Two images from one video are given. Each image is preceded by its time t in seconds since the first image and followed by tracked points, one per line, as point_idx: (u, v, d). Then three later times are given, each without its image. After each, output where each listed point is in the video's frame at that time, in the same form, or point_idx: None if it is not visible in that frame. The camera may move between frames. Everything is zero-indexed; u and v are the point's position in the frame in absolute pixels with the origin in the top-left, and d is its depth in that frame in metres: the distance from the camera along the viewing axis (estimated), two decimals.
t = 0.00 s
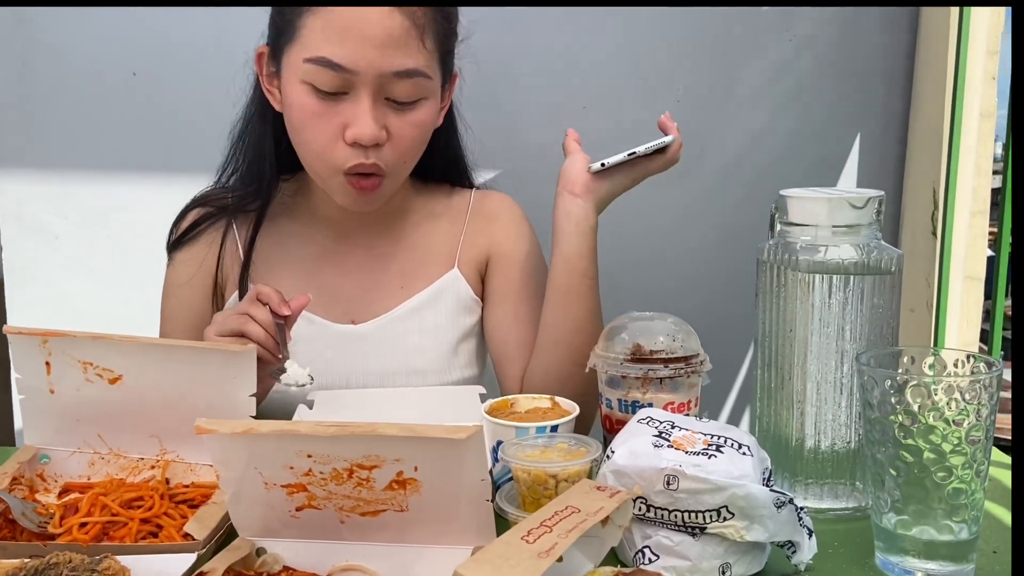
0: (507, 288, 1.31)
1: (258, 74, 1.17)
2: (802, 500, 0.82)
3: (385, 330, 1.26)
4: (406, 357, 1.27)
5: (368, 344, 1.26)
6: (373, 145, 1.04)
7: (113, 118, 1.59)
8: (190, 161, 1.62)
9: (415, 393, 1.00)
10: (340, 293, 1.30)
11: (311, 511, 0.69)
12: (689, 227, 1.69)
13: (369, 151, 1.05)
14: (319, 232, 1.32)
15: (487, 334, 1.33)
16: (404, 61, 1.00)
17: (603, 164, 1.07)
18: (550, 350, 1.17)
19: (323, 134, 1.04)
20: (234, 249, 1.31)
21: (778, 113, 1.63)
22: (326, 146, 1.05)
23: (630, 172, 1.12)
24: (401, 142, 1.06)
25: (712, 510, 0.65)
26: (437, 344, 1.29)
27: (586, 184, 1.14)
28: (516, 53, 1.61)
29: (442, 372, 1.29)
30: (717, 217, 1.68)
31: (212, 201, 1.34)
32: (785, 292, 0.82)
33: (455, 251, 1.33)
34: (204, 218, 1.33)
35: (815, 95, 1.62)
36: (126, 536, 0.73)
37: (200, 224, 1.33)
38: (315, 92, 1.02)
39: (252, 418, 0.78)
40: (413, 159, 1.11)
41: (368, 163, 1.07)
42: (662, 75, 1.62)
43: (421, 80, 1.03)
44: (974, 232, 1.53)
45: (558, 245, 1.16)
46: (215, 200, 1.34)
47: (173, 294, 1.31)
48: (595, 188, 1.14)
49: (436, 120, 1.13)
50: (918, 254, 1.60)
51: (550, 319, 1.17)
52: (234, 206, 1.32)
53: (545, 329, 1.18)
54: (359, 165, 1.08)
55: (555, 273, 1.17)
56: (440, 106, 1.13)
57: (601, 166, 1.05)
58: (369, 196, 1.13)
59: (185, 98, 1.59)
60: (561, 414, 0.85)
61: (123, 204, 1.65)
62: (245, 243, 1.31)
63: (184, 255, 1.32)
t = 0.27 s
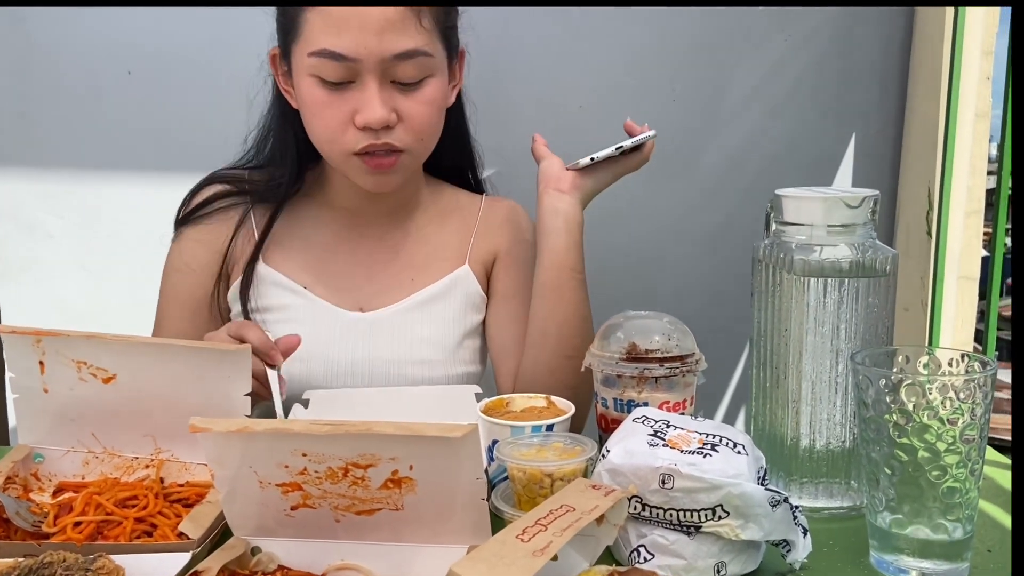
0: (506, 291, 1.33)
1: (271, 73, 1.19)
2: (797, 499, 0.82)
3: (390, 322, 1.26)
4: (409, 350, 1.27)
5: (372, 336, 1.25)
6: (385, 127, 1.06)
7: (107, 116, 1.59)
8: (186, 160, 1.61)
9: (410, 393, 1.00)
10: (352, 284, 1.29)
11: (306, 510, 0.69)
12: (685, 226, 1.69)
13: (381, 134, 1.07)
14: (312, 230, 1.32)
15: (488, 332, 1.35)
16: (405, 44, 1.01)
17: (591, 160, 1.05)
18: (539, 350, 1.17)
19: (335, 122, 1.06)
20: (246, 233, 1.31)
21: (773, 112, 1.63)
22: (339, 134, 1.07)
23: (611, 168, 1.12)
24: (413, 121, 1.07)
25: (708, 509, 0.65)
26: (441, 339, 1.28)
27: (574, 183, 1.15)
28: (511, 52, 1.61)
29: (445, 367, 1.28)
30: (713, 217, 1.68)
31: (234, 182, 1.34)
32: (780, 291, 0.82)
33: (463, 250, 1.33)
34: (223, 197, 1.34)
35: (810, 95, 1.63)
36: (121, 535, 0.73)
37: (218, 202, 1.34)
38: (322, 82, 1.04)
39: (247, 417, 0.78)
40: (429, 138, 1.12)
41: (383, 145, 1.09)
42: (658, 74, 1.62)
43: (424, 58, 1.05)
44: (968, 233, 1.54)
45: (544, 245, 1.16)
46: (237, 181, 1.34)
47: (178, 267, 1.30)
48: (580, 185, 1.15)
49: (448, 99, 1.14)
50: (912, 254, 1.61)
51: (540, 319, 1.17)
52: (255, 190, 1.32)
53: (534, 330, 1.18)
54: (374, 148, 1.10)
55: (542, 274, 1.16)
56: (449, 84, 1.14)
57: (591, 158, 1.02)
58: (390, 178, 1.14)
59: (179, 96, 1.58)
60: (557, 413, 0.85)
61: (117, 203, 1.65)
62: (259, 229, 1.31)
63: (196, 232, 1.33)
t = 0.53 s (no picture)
0: (513, 292, 1.33)
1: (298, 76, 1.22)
2: (795, 498, 0.83)
3: (405, 317, 1.27)
4: (422, 345, 1.27)
5: (386, 329, 1.26)
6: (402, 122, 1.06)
7: (104, 114, 1.59)
8: (182, 158, 1.61)
9: (407, 392, 1.00)
10: (370, 276, 1.30)
11: (305, 508, 0.69)
12: (682, 225, 1.69)
13: (399, 128, 1.07)
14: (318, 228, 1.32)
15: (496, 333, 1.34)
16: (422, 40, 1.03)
17: (607, 160, 1.06)
18: (539, 347, 1.16)
19: (354, 117, 1.07)
20: (273, 220, 1.33)
21: (770, 112, 1.64)
22: (358, 129, 1.08)
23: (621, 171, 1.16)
24: (431, 116, 1.08)
25: (706, 506, 0.65)
26: (453, 336, 1.29)
27: (586, 182, 1.17)
28: (509, 51, 1.61)
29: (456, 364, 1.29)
30: (709, 216, 1.69)
31: (266, 168, 1.36)
32: (778, 289, 0.83)
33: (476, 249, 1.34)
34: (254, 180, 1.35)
35: (807, 95, 1.63)
36: (119, 533, 0.73)
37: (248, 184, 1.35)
38: (342, 78, 1.06)
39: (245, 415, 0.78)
40: (448, 135, 1.12)
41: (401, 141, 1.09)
42: (655, 73, 1.62)
43: (441, 54, 1.06)
44: (964, 233, 1.54)
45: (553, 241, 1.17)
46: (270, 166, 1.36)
47: (198, 243, 1.30)
48: (592, 184, 1.17)
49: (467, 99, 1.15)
50: (908, 254, 1.61)
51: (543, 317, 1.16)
52: (287, 179, 1.34)
53: (535, 328, 1.17)
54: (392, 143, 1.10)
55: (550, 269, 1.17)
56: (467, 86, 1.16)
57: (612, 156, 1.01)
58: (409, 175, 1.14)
59: (176, 94, 1.58)
60: (555, 412, 0.85)
61: (113, 202, 1.64)
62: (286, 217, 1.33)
63: (223, 209, 1.34)
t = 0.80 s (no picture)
0: (520, 292, 1.32)
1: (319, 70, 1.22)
2: (789, 497, 0.83)
3: (419, 312, 1.27)
4: (436, 342, 1.28)
5: (401, 324, 1.26)
6: (413, 116, 1.07)
7: (100, 114, 1.58)
8: (178, 158, 1.61)
9: (404, 392, 1.00)
10: (383, 271, 1.31)
11: (302, 507, 0.69)
12: (678, 226, 1.70)
13: (411, 123, 1.08)
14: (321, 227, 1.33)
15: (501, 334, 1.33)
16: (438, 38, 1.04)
17: (621, 165, 1.07)
18: (543, 346, 1.16)
19: (368, 109, 1.08)
20: (291, 213, 1.33)
21: (766, 113, 1.64)
22: (371, 122, 1.09)
23: (639, 177, 1.17)
24: (442, 112, 1.09)
25: (701, 506, 0.65)
26: (466, 334, 1.29)
27: (600, 185, 1.17)
28: (506, 51, 1.61)
29: (468, 361, 1.29)
30: (705, 217, 1.69)
31: (286, 163, 1.37)
32: (773, 290, 0.83)
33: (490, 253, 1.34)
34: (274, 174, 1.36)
35: (802, 96, 1.64)
36: (116, 532, 0.74)
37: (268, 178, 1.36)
38: (359, 71, 1.07)
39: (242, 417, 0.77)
40: (458, 131, 1.13)
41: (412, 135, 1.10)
42: (651, 74, 1.62)
43: (455, 52, 1.07)
44: (958, 233, 1.54)
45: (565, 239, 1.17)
46: (290, 161, 1.37)
47: (218, 237, 1.31)
48: (606, 188, 1.17)
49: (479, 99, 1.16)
50: (903, 255, 1.61)
51: (550, 317, 1.17)
52: (306, 172, 1.35)
53: (541, 328, 1.17)
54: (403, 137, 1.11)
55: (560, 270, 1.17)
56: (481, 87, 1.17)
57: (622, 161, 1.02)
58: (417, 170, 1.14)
59: (172, 93, 1.58)
60: (552, 411, 0.86)
61: (109, 201, 1.64)
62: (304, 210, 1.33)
63: (243, 203, 1.35)
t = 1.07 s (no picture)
0: (525, 293, 1.32)
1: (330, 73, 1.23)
2: (784, 498, 0.83)
3: (424, 311, 1.27)
4: (440, 341, 1.27)
5: (406, 322, 1.26)
6: (423, 117, 1.07)
7: (97, 113, 1.58)
8: (176, 157, 1.61)
9: (400, 391, 1.00)
10: (389, 269, 1.31)
11: (298, 506, 0.69)
12: (674, 227, 1.70)
13: (422, 123, 1.08)
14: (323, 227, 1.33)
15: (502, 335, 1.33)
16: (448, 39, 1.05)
17: (628, 168, 1.07)
18: (545, 346, 1.16)
19: (379, 110, 1.08)
20: (299, 212, 1.34)
21: (762, 115, 1.65)
22: (382, 123, 1.09)
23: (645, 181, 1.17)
24: (453, 113, 1.09)
25: (696, 506, 0.65)
26: (470, 334, 1.29)
27: (605, 188, 1.18)
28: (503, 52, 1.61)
29: (471, 362, 1.29)
30: (702, 218, 1.70)
31: (294, 163, 1.38)
32: (768, 291, 0.83)
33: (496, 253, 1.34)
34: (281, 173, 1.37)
35: (798, 98, 1.64)
36: (112, 532, 0.74)
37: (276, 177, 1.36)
38: (370, 72, 1.07)
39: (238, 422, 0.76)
40: (469, 133, 1.13)
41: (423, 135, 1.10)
42: (648, 76, 1.62)
43: (465, 54, 1.07)
44: (953, 235, 1.56)
45: (570, 241, 1.18)
46: (299, 161, 1.38)
47: (226, 236, 1.32)
48: (612, 191, 1.17)
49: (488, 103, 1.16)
50: (898, 256, 1.61)
51: (553, 318, 1.17)
52: (315, 173, 1.36)
53: (544, 329, 1.17)
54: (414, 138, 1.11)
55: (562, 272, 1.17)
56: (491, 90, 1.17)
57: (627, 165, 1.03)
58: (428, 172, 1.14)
59: (169, 93, 1.58)
60: (547, 412, 0.86)
61: (105, 201, 1.64)
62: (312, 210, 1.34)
63: (251, 202, 1.35)
